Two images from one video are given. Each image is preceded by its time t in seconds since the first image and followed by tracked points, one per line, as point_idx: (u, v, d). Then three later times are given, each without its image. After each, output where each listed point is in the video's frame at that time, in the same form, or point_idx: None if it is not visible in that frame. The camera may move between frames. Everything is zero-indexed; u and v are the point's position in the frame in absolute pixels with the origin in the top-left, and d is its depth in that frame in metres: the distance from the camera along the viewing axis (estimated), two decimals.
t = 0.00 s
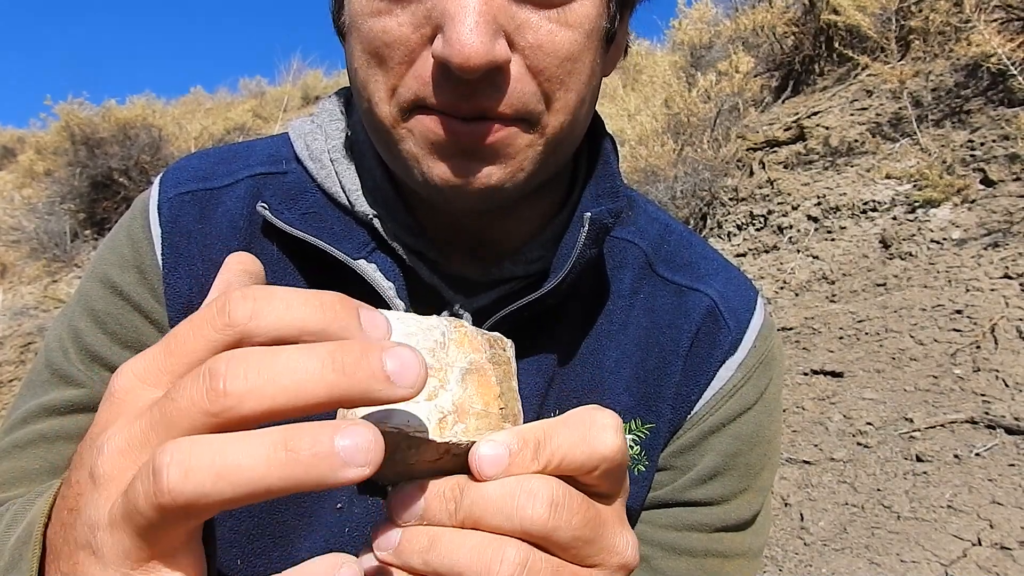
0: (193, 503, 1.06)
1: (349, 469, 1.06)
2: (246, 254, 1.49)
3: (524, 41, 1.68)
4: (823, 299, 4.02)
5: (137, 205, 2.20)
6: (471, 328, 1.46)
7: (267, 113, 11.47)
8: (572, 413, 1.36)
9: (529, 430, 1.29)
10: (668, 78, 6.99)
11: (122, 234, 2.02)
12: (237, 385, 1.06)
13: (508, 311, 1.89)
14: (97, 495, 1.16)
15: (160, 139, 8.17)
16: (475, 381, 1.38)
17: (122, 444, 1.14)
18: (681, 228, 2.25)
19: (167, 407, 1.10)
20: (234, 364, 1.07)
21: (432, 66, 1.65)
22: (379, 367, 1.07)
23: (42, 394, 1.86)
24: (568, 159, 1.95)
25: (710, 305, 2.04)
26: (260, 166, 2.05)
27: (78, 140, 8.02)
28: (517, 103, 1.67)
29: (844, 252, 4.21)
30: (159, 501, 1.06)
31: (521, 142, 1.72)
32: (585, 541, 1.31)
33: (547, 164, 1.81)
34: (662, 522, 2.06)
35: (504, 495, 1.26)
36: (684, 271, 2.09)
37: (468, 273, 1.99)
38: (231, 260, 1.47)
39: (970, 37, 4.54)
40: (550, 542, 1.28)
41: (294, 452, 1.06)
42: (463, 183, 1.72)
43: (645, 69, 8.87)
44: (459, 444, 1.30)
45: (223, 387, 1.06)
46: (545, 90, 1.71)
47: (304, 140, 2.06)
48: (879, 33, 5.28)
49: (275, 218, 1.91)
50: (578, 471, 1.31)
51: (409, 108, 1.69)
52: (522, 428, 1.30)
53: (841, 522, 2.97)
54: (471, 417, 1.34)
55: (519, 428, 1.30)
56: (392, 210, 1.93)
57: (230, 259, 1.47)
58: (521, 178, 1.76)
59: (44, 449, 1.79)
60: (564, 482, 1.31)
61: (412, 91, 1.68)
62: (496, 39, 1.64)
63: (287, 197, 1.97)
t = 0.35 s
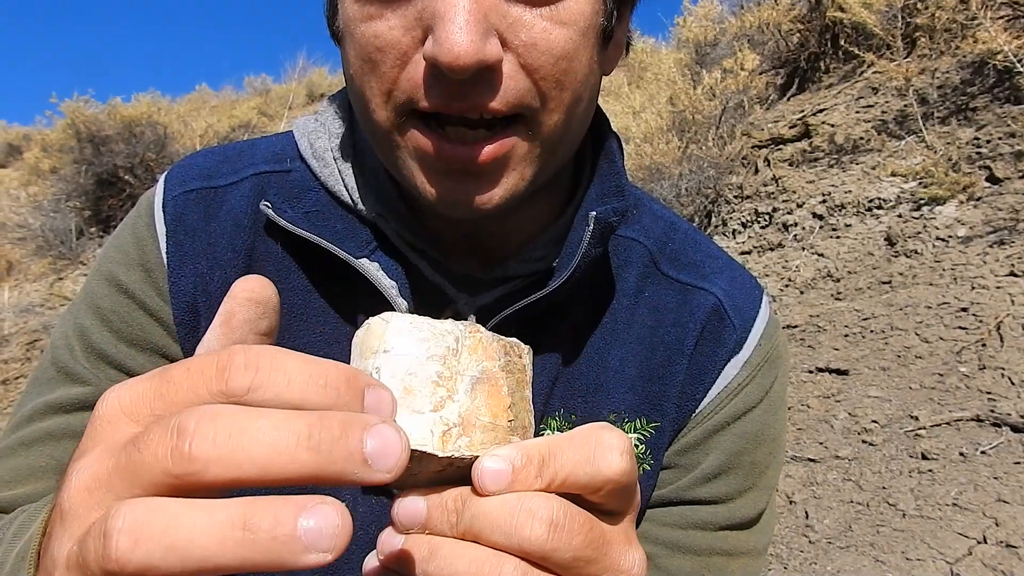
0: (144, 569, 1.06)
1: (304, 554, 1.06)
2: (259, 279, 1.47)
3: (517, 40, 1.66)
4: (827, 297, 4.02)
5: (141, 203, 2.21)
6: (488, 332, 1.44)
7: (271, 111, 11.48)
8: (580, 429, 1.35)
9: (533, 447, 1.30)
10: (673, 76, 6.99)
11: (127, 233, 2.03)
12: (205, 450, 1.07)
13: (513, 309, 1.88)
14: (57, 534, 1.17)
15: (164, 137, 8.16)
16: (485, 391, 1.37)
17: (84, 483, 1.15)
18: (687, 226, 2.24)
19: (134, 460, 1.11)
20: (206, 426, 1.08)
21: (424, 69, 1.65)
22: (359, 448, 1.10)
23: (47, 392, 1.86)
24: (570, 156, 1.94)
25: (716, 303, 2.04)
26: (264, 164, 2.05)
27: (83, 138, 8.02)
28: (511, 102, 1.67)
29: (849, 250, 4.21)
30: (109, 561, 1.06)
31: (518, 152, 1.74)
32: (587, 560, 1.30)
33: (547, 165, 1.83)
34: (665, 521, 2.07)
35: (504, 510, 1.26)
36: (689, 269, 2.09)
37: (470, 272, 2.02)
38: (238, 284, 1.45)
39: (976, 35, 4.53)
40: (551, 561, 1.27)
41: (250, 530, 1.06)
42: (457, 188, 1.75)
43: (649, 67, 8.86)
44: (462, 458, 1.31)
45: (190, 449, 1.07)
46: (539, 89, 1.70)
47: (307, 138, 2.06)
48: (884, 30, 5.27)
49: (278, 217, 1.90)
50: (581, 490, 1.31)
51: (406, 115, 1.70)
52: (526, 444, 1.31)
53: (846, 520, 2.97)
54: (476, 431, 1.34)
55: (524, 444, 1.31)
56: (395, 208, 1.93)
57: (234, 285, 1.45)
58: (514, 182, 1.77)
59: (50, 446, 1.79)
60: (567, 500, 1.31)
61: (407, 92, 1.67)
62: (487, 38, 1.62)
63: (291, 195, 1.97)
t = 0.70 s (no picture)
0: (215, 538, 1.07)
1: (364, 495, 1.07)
2: (236, 257, 1.49)
3: (509, 56, 1.67)
4: (825, 299, 4.02)
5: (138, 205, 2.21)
6: (487, 334, 1.45)
7: (270, 112, 11.48)
8: (578, 429, 1.36)
9: (532, 444, 1.31)
10: (671, 77, 6.99)
11: (124, 234, 2.03)
12: (249, 416, 1.06)
13: (510, 312, 1.89)
14: (107, 520, 1.16)
15: (163, 137, 8.17)
16: (485, 390, 1.37)
17: (130, 472, 1.13)
18: (684, 228, 2.24)
19: (175, 440, 1.10)
20: (244, 394, 1.07)
21: (417, 87, 1.65)
22: (388, 387, 1.07)
23: (44, 393, 1.86)
24: (568, 158, 1.95)
25: (712, 305, 2.04)
26: (261, 166, 2.05)
27: (81, 139, 8.00)
28: (505, 116, 1.68)
29: (847, 251, 4.21)
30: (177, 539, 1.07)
31: (512, 156, 1.74)
32: (586, 557, 1.30)
33: (546, 168, 1.83)
34: (663, 522, 2.06)
35: (503, 507, 1.27)
36: (687, 271, 2.09)
37: (469, 275, 2.01)
38: (221, 265, 1.47)
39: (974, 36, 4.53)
40: (549, 559, 1.27)
41: (309, 486, 1.07)
42: (457, 203, 1.76)
43: (647, 68, 8.87)
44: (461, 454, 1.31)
45: (234, 419, 1.06)
46: (533, 101, 1.70)
47: (305, 141, 2.06)
48: (882, 32, 5.28)
49: (275, 220, 1.91)
50: (580, 488, 1.31)
51: (401, 127, 1.70)
52: (524, 442, 1.31)
53: (844, 521, 2.96)
54: (475, 428, 1.34)
55: (522, 442, 1.31)
56: (392, 210, 1.92)
57: (220, 266, 1.46)
58: (515, 192, 1.78)
59: (47, 448, 1.78)
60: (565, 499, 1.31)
61: (405, 101, 1.68)
62: (479, 57, 1.62)
63: (288, 198, 1.98)
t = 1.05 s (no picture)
0: None
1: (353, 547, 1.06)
2: (248, 275, 1.44)
3: (505, 44, 1.65)
4: (825, 300, 4.02)
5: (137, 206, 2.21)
6: (478, 335, 1.45)
7: (270, 113, 11.49)
8: (568, 424, 1.35)
9: (521, 440, 1.30)
10: (671, 79, 7.00)
11: (123, 236, 2.03)
12: (252, 457, 1.07)
13: (509, 313, 1.88)
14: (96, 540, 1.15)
15: (163, 139, 8.18)
16: (474, 388, 1.37)
17: (125, 494, 1.13)
18: (683, 228, 2.24)
19: (174, 471, 1.10)
20: (248, 435, 1.08)
21: (413, 77, 1.65)
22: (396, 441, 1.09)
23: (44, 395, 1.86)
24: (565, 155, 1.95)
25: (712, 305, 2.04)
26: (260, 167, 2.04)
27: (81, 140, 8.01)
28: (501, 105, 1.68)
29: (846, 252, 4.21)
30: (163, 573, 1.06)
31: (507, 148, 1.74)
32: (575, 552, 1.31)
33: (544, 163, 1.83)
34: (662, 523, 2.07)
35: (490, 504, 1.27)
36: (686, 272, 2.09)
37: (468, 277, 2.01)
38: (232, 282, 1.42)
39: (973, 37, 4.54)
40: (538, 552, 1.28)
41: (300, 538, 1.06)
42: (455, 194, 1.76)
43: (647, 69, 8.88)
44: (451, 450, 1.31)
45: (235, 459, 1.07)
46: (529, 90, 1.70)
47: (303, 141, 2.05)
48: (883, 33, 5.28)
49: (274, 222, 1.91)
50: (570, 484, 1.31)
51: (396, 119, 1.70)
52: (515, 438, 1.31)
53: (845, 522, 2.96)
54: (465, 425, 1.34)
55: (512, 438, 1.31)
56: (389, 210, 1.92)
57: (229, 284, 1.42)
58: (512, 184, 1.79)
59: (46, 449, 1.80)
60: (554, 494, 1.31)
61: (400, 96, 1.67)
62: (474, 45, 1.62)
63: (286, 200, 1.98)
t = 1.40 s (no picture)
0: None
1: None
2: (221, 297, 1.40)
3: (507, 48, 1.66)
4: (826, 300, 4.02)
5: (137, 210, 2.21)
6: (451, 329, 1.46)
7: (269, 117, 11.49)
8: (551, 399, 1.37)
9: (509, 418, 1.30)
10: (669, 80, 7.01)
11: (123, 241, 2.03)
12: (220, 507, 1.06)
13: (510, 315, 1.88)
14: None
15: (162, 144, 8.19)
16: (456, 377, 1.38)
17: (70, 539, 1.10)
18: (683, 228, 2.24)
19: (128, 521, 1.08)
20: (213, 484, 1.07)
21: (414, 80, 1.65)
22: (362, 481, 1.14)
23: (44, 401, 1.86)
24: (565, 158, 1.95)
25: (712, 306, 2.04)
26: (259, 171, 2.04)
27: (80, 146, 8.00)
28: (503, 109, 1.68)
29: (846, 253, 4.21)
30: None
31: (508, 155, 1.74)
32: (570, 520, 1.31)
33: (545, 167, 1.84)
34: (664, 525, 2.07)
35: (486, 482, 1.27)
36: (686, 274, 2.09)
37: (469, 280, 2.01)
38: (200, 307, 1.38)
39: (971, 37, 4.55)
40: (536, 523, 1.28)
41: None
42: (455, 199, 1.76)
43: (645, 71, 8.88)
44: (441, 434, 1.30)
45: (203, 506, 1.06)
46: (531, 94, 1.70)
47: (303, 146, 2.06)
48: (880, 33, 5.28)
49: (274, 226, 1.91)
50: (561, 456, 1.32)
51: (397, 124, 1.71)
52: (501, 418, 1.32)
53: (846, 522, 2.96)
54: (451, 411, 1.33)
55: (498, 419, 1.32)
56: (389, 215, 1.92)
57: (196, 309, 1.37)
58: (512, 189, 1.78)
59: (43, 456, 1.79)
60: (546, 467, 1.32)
61: (400, 98, 1.67)
62: (476, 49, 1.62)
63: (286, 204, 1.98)
